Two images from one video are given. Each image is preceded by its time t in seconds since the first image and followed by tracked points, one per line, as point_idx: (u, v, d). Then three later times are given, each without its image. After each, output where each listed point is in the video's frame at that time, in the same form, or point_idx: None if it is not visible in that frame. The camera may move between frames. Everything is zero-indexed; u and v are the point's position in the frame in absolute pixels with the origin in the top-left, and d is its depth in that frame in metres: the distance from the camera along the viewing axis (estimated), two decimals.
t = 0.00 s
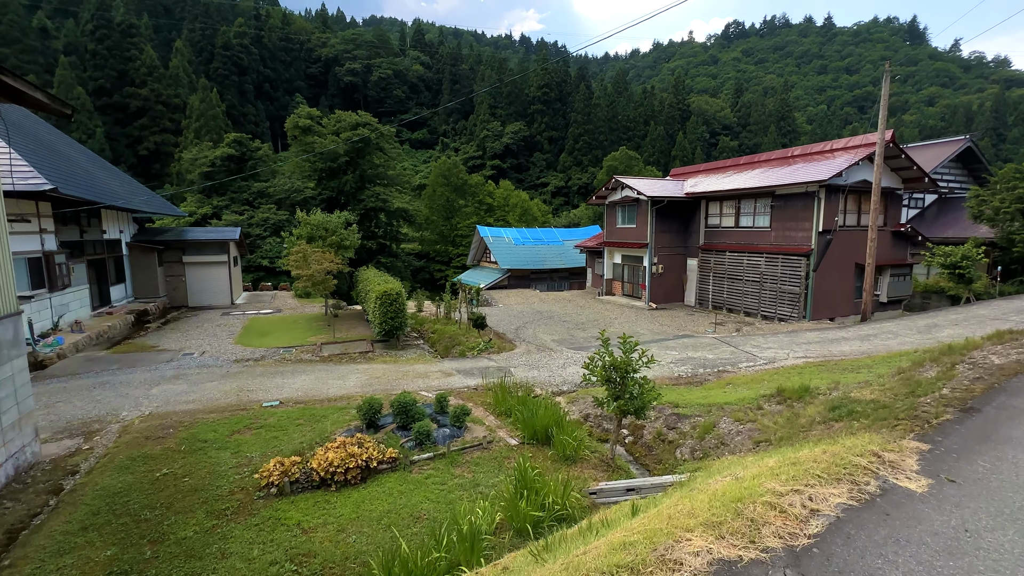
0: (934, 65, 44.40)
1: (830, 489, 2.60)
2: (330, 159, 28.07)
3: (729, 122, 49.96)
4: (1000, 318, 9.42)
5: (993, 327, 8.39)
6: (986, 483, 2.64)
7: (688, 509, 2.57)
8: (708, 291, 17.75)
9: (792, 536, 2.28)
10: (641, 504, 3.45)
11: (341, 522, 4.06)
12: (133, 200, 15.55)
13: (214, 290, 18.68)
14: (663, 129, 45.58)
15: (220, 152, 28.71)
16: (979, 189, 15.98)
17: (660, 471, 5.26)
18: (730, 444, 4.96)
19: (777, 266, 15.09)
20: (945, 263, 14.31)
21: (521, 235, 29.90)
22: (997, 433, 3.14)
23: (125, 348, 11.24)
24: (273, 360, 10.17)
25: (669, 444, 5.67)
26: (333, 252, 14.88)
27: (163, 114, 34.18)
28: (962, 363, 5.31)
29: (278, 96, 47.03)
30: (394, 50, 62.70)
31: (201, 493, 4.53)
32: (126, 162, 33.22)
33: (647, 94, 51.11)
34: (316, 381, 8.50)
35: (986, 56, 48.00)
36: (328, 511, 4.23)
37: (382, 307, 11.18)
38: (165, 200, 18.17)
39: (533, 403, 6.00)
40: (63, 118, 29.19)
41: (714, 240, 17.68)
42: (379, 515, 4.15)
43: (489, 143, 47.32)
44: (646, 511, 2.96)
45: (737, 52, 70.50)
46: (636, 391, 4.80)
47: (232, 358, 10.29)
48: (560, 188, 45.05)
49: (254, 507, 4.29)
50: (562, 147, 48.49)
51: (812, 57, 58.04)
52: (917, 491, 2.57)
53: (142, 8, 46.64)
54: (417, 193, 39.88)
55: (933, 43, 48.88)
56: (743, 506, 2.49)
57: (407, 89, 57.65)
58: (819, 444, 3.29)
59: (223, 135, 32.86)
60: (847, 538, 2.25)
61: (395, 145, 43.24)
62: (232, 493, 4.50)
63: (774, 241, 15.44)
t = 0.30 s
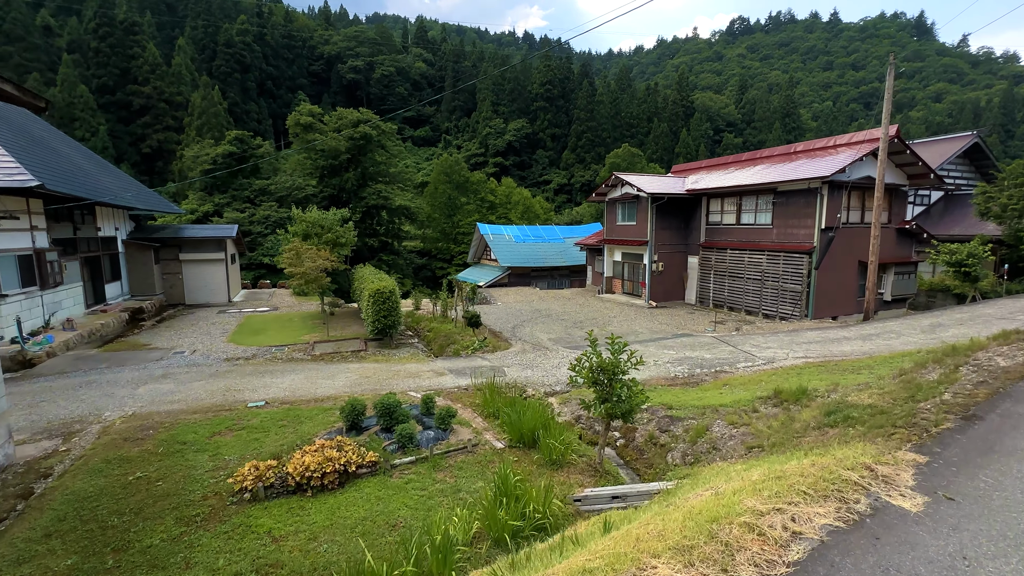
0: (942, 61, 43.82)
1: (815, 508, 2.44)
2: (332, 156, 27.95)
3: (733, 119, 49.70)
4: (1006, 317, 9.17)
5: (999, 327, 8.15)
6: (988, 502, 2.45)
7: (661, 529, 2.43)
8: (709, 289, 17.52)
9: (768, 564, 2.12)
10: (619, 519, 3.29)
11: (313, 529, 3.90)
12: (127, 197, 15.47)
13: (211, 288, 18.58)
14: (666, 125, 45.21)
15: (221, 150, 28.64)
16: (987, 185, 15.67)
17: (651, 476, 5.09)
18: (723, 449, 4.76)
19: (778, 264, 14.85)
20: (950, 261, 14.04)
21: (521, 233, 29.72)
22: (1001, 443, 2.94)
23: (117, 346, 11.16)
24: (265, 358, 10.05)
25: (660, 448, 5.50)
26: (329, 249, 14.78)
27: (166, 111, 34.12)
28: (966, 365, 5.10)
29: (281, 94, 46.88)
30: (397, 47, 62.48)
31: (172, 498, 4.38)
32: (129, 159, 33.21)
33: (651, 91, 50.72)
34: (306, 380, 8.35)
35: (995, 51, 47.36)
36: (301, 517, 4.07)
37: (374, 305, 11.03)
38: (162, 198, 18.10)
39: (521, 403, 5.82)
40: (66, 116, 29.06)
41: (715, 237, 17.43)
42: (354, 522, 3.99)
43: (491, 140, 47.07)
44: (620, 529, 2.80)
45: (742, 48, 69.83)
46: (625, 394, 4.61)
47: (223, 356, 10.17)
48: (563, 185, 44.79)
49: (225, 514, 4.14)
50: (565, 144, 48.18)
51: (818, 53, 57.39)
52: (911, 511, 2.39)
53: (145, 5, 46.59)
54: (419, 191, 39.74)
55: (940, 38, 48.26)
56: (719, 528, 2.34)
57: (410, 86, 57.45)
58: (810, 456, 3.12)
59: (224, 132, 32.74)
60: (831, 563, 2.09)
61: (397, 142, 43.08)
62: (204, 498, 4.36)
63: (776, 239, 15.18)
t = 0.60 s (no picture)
0: (945, 58, 43.45)
1: (789, 533, 2.28)
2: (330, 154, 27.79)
3: (735, 117, 49.45)
4: (1007, 317, 8.99)
5: (1000, 328, 7.97)
6: (981, 526, 2.28)
7: (623, 558, 2.29)
8: (707, 288, 17.34)
9: None
10: (594, 534, 3.15)
11: (280, 541, 3.75)
12: (119, 195, 15.38)
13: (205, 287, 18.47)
14: (667, 123, 44.94)
15: (220, 148, 28.51)
16: (989, 183, 15.46)
17: (637, 483, 4.94)
18: (711, 455, 4.60)
19: (777, 262, 14.66)
20: (950, 260, 13.85)
21: (520, 231, 29.55)
22: (996, 458, 2.78)
23: (105, 346, 11.03)
24: (252, 358, 9.90)
25: (648, 452, 5.37)
26: (321, 248, 14.66)
27: (165, 110, 33.89)
28: (964, 369, 4.93)
29: (281, 91, 46.64)
30: (397, 44, 62.23)
31: (137, 506, 4.22)
32: (129, 158, 33.09)
33: (652, 89, 50.44)
34: (292, 381, 8.21)
35: (999, 47, 46.95)
36: (269, 528, 3.92)
37: (364, 304, 10.86)
38: (156, 197, 18.02)
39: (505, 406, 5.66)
40: (65, 114, 28.47)
41: (713, 235, 17.24)
42: (323, 533, 3.84)
43: (492, 138, 46.87)
44: (587, 549, 2.65)
45: (744, 45, 69.37)
46: (609, 399, 4.44)
47: (211, 357, 10.03)
48: (563, 183, 44.55)
49: (192, 523, 4.00)
50: (566, 142, 47.95)
51: (820, 50, 56.92)
52: (895, 537, 2.23)
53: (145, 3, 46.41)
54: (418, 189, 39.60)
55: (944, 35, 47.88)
56: (682, 557, 2.20)
57: (411, 83, 57.26)
58: (792, 471, 2.97)
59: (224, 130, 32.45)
60: None
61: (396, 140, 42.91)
62: (170, 507, 4.21)
63: (774, 237, 14.98)
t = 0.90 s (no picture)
0: (944, 55, 43.27)
1: (753, 556, 2.13)
2: (327, 151, 27.58)
3: (734, 114, 49.28)
4: (1004, 316, 8.84)
5: (995, 327, 7.84)
6: (961, 546, 2.13)
7: None
8: (702, 286, 17.18)
9: None
10: (560, 548, 3.00)
11: (240, 551, 3.60)
12: (106, 193, 15.19)
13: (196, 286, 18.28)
14: (665, 121, 44.73)
15: (216, 145, 28.31)
16: (987, 181, 15.30)
17: (620, 487, 4.79)
18: (695, 459, 4.43)
19: (772, 260, 14.50)
20: (946, 258, 13.72)
21: (516, 229, 29.38)
22: (982, 470, 2.63)
23: (88, 346, 10.84)
24: (236, 358, 9.74)
25: (632, 456, 5.22)
26: (312, 246, 14.50)
27: (162, 107, 33.57)
28: (956, 370, 4.78)
29: (279, 89, 46.29)
30: (395, 41, 61.90)
31: (96, 514, 4.07)
32: (125, 155, 32.85)
33: (651, 86, 50.23)
34: (274, 382, 8.05)
35: (998, 45, 46.75)
36: (230, 537, 3.76)
37: (352, 303, 10.71)
38: (145, 194, 17.84)
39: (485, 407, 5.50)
40: (60, 111, 28.04)
41: (709, 233, 17.07)
42: (285, 543, 3.68)
43: (490, 136, 46.63)
44: (546, 568, 2.51)
45: (743, 43, 69.09)
46: (587, 402, 4.28)
47: (195, 356, 9.86)
48: (562, 181, 44.31)
49: (151, 532, 3.84)
50: (564, 140, 47.65)
51: (820, 48, 56.68)
52: (867, 559, 2.08)
53: None
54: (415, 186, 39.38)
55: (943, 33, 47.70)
56: None
57: (408, 81, 57.00)
58: (767, 483, 2.81)
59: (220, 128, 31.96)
60: None
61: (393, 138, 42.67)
62: (131, 514, 4.05)
63: (769, 234, 14.82)
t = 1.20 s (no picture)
0: (941, 53, 43.25)
1: None
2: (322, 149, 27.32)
3: (731, 112, 49.18)
4: (997, 315, 8.73)
5: (988, 327, 7.71)
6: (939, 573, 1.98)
7: None
8: (696, 285, 17.04)
9: None
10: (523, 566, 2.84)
11: (195, 566, 3.43)
12: (89, 191, 14.93)
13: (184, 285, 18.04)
14: (662, 118, 44.53)
15: (210, 143, 27.99)
16: (983, 178, 15.17)
17: (600, 494, 4.64)
18: (676, 466, 4.28)
19: (765, 258, 14.36)
20: (940, 256, 13.61)
21: (510, 227, 29.18)
22: (966, 486, 2.48)
23: (68, 346, 10.62)
24: (218, 359, 9.53)
25: (613, 462, 5.06)
26: (300, 244, 14.31)
27: (155, 105, 33.22)
28: (946, 373, 4.65)
29: (274, 86, 45.94)
30: (391, 39, 61.51)
31: (50, 525, 3.89)
32: (119, 153, 32.52)
33: (648, 84, 50.05)
34: (254, 384, 7.87)
35: (995, 43, 46.69)
36: (185, 551, 3.59)
37: (337, 303, 10.51)
38: (131, 192, 17.60)
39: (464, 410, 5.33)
40: (51, 109, 27.60)
41: (702, 231, 16.92)
42: (242, 558, 3.51)
43: (487, 134, 46.35)
44: None
45: (741, 41, 68.97)
46: (563, 407, 4.13)
47: (176, 358, 9.66)
48: (559, 179, 44.06)
49: (104, 545, 3.67)
50: (561, 137, 47.34)
51: (817, 45, 56.57)
52: None
53: None
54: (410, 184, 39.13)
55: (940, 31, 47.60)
56: None
57: (405, 79, 56.65)
58: (740, 499, 2.65)
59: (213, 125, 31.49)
60: None
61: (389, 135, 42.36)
62: (85, 526, 3.87)
63: (763, 232, 14.68)
